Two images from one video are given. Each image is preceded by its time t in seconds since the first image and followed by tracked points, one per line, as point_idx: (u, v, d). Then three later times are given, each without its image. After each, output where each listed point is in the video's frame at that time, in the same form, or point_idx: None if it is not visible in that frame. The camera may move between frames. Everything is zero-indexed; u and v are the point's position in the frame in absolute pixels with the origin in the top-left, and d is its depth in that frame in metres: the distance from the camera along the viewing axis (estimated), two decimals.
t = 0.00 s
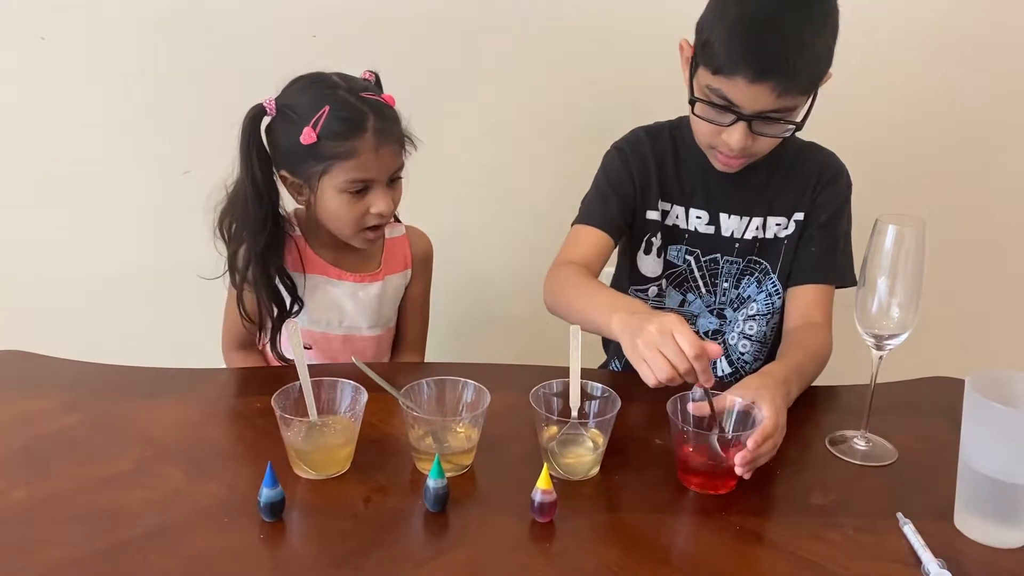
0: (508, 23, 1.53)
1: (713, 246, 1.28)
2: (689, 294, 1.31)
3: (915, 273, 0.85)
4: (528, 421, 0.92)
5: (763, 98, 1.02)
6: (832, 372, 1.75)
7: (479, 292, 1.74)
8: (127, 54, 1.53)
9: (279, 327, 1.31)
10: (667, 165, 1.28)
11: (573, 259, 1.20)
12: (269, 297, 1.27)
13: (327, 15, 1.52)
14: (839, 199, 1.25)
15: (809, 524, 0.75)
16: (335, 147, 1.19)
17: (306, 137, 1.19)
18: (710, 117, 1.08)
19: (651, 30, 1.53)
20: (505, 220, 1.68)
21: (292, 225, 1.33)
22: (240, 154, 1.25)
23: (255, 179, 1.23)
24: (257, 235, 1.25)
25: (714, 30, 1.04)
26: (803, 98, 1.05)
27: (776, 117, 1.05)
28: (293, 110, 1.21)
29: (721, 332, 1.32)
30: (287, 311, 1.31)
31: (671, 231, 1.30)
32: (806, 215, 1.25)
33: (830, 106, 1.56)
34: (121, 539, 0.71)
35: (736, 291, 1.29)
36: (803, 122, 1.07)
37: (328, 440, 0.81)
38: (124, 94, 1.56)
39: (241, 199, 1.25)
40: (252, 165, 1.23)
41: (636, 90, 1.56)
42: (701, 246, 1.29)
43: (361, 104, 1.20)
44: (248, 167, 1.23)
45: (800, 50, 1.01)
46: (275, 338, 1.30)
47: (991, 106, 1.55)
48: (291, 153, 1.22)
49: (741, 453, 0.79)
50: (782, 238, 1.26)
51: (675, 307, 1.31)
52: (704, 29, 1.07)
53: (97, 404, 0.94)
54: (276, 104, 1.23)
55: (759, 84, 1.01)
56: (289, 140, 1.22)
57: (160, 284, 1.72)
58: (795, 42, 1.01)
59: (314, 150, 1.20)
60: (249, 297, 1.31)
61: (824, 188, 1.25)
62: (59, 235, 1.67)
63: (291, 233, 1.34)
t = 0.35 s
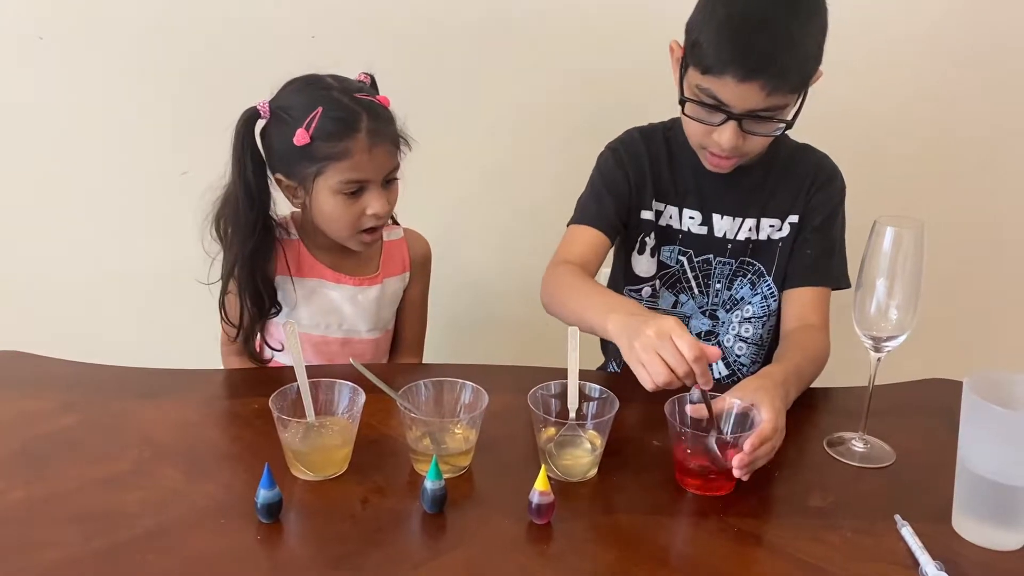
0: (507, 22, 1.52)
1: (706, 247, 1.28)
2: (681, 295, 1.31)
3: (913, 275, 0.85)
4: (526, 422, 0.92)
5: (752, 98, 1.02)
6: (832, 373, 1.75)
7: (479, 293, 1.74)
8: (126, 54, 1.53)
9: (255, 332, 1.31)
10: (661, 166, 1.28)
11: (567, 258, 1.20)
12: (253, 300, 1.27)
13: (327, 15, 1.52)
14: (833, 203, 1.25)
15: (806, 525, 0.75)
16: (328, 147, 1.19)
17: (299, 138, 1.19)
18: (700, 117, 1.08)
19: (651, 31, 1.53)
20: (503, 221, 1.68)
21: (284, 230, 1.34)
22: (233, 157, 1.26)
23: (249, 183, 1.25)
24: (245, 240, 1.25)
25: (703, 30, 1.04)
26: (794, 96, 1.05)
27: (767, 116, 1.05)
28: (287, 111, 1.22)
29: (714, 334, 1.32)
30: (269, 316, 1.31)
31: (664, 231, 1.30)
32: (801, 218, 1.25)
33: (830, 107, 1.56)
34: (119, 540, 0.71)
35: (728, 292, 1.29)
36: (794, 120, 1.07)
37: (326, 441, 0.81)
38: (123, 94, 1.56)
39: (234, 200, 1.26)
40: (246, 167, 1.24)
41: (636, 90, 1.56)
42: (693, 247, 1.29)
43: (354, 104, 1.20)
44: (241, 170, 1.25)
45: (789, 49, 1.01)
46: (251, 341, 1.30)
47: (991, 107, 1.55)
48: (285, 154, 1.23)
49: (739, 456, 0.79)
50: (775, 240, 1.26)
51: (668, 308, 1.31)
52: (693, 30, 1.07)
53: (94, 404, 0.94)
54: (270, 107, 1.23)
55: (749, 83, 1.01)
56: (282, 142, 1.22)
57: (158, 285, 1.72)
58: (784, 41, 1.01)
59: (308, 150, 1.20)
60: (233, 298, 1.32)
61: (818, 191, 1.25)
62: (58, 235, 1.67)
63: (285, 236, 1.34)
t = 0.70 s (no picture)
0: (506, 23, 1.52)
1: (706, 249, 1.28)
2: (683, 298, 1.31)
3: (915, 276, 0.85)
4: (526, 424, 0.92)
5: (745, 101, 1.02)
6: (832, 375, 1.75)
7: (479, 294, 1.73)
8: (126, 54, 1.53)
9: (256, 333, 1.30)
10: (659, 168, 1.28)
11: (567, 266, 1.20)
12: (252, 301, 1.26)
13: (327, 15, 1.51)
14: (834, 203, 1.25)
15: (808, 528, 0.74)
16: (325, 146, 1.19)
17: (295, 137, 1.19)
18: (696, 122, 1.08)
19: (652, 31, 1.52)
20: (503, 222, 1.67)
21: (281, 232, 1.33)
22: (229, 156, 1.26)
23: (246, 183, 1.24)
24: (243, 240, 1.24)
25: (694, 34, 1.04)
26: (789, 99, 1.04)
27: (761, 120, 1.04)
28: (283, 111, 1.22)
29: (716, 336, 1.31)
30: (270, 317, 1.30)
31: (664, 234, 1.29)
32: (802, 219, 1.25)
33: (831, 108, 1.56)
34: (117, 541, 0.71)
35: (730, 295, 1.29)
36: (789, 123, 1.06)
37: (325, 441, 0.81)
38: (123, 94, 1.56)
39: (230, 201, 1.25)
40: (242, 168, 1.24)
41: (637, 91, 1.56)
42: (694, 249, 1.28)
43: (351, 103, 1.20)
44: (237, 171, 1.24)
45: (779, 51, 1.01)
46: (252, 342, 1.29)
47: (992, 108, 1.54)
48: (282, 154, 1.22)
49: (741, 458, 0.79)
50: (777, 242, 1.25)
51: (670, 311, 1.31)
52: (685, 34, 1.07)
53: (93, 404, 0.93)
54: (266, 106, 1.23)
55: (740, 87, 1.01)
56: (279, 142, 1.22)
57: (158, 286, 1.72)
58: (774, 44, 1.00)
59: (305, 150, 1.20)
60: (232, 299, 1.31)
61: (819, 191, 1.25)
62: (57, 236, 1.66)
63: (284, 238, 1.33)
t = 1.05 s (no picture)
0: (507, 23, 1.52)
1: (706, 250, 1.28)
2: (681, 299, 1.31)
3: (918, 278, 0.85)
4: (528, 425, 0.92)
5: (749, 105, 1.02)
6: (832, 376, 1.75)
7: (479, 295, 1.73)
8: (126, 54, 1.53)
9: (255, 331, 1.30)
10: (660, 169, 1.28)
11: (568, 266, 1.20)
12: (250, 298, 1.26)
13: (327, 16, 1.51)
14: (834, 206, 1.25)
15: (810, 530, 0.74)
16: (323, 144, 1.19)
17: (294, 135, 1.19)
18: (698, 124, 1.08)
19: (652, 32, 1.52)
20: (504, 222, 1.67)
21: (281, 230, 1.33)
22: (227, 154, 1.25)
23: (244, 181, 1.24)
24: (241, 236, 1.24)
25: (700, 36, 1.04)
26: (793, 103, 1.05)
27: (765, 123, 1.04)
28: (281, 108, 1.22)
29: (715, 338, 1.31)
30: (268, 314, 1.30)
31: (664, 234, 1.29)
32: (802, 222, 1.25)
33: (831, 110, 1.56)
34: (119, 542, 0.71)
35: (729, 296, 1.29)
36: (792, 127, 1.07)
37: (328, 443, 0.81)
38: (124, 94, 1.56)
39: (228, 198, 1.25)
40: (240, 166, 1.24)
41: (638, 91, 1.56)
42: (693, 250, 1.28)
43: (349, 101, 1.20)
44: (235, 169, 1.24)
45: (785, 56, 1.01)
46: (250, 340, 1.29)
47: (993, 110, 1.54)
48: (280, 152, 1.22)
49: (744, 461, 0.79)
50: (776, 245, 1.25)
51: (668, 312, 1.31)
52: (691, 35, 1.07)
53: (94, 404, 0.93)
54: (264, 104, 1.23)
55: (744, 91, 1.01)
56: (277, 139, 1.22)
57: (158, 286, 1.71)
58: (780, 48, 1.00)
59: (303, 147, 1.20)
60: (230, 296, 1.31)
61: (819, 193, 1.25)
62: (58, 236, 1.66)
63: (281, 237, 1.33)
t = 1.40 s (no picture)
0: (508, 23, 1.52)
1: (706, 249, 1.27)
2: (681, 298, 1.31)
3: (919, 279, 0.85)
4: (528, 426, 0.92)
5: (752, 105, 1.02)
6: (833, 376, 1.74)
7: (480, 293, 1.73)
8: (126, 53, 1.52)
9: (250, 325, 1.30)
10: (660, 168, 1.27)
11: (567, 266, 1.20)
12: (246, 291, 1.26)
13: (327, 15, 1.51)
14: (835, 207, 1.24)
15: (811, 531, 0.74)
16: (318, 140, 1.18)
17: (290, 130, 1.19)
18: (701, 123, 1.08)
19: (653, 32, 1.52)
20: (504, 222, 1.67)
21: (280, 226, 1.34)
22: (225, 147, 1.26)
23: (241, 176, 1.25)
24: (235, 229, 1.25)
25: (704, 34, 1.03)
26: (796, 103, 1.04)
27: (768, 123, 1.04)
28: (279, 104, 1.22)
29: (714, 337, 1.31)
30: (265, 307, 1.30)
31: (663, 234, 1.29)
32: (802, 222, 1.24)
33: (832, 111, 1.56)
34: (117, 542, 0.70)
35: (728, 296, 1.28)
36: (795, 127, 1.07)
37: (327, 443, 0.80)
38: (123, 93, 1.55)
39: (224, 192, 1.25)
40: (236, 160, 1.24)
41: (638, 91, 1.56)
42: (693, 250, 1.28)
43: (346, 97, 1.20)
44: (232, 163, 1.24)
45: (790, 55, 1.00)
46: (246, 333, 1.29)
47: (994, 111, 1.54)
48: (276, 146, 1.23)
49: (744, 461, 0.79)
50: (777, 244, 1.25)
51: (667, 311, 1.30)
52: (694, 34, 1.06)
53: (93, 405, 0.93)
54: (262, 99, 1.24)
55: (748, 91, 1.00)
56: (274, 134, 1.22)
57: (157, 285, 1.71)
58: (785, 48, 0.99)
59: (298, 142, 1.20)
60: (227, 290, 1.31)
61: (820, 194, 1.24)
62: (57, 235, 1.66)
63: (279, 232, 1.33)
